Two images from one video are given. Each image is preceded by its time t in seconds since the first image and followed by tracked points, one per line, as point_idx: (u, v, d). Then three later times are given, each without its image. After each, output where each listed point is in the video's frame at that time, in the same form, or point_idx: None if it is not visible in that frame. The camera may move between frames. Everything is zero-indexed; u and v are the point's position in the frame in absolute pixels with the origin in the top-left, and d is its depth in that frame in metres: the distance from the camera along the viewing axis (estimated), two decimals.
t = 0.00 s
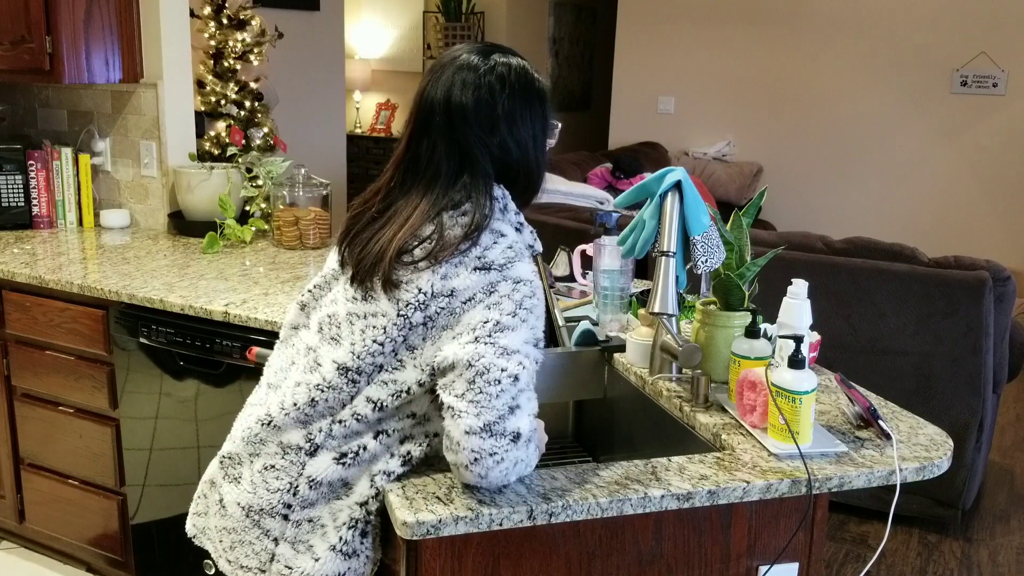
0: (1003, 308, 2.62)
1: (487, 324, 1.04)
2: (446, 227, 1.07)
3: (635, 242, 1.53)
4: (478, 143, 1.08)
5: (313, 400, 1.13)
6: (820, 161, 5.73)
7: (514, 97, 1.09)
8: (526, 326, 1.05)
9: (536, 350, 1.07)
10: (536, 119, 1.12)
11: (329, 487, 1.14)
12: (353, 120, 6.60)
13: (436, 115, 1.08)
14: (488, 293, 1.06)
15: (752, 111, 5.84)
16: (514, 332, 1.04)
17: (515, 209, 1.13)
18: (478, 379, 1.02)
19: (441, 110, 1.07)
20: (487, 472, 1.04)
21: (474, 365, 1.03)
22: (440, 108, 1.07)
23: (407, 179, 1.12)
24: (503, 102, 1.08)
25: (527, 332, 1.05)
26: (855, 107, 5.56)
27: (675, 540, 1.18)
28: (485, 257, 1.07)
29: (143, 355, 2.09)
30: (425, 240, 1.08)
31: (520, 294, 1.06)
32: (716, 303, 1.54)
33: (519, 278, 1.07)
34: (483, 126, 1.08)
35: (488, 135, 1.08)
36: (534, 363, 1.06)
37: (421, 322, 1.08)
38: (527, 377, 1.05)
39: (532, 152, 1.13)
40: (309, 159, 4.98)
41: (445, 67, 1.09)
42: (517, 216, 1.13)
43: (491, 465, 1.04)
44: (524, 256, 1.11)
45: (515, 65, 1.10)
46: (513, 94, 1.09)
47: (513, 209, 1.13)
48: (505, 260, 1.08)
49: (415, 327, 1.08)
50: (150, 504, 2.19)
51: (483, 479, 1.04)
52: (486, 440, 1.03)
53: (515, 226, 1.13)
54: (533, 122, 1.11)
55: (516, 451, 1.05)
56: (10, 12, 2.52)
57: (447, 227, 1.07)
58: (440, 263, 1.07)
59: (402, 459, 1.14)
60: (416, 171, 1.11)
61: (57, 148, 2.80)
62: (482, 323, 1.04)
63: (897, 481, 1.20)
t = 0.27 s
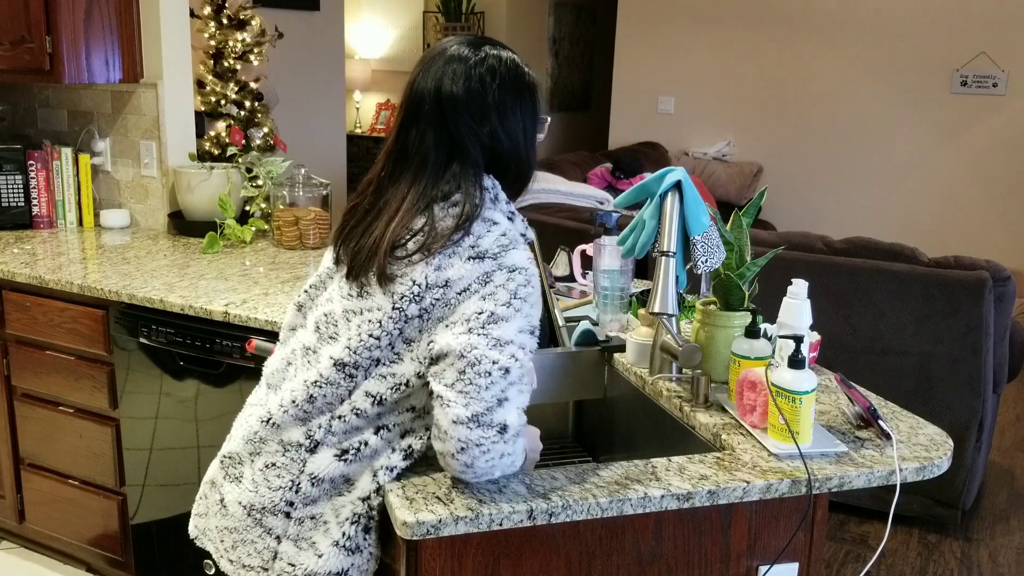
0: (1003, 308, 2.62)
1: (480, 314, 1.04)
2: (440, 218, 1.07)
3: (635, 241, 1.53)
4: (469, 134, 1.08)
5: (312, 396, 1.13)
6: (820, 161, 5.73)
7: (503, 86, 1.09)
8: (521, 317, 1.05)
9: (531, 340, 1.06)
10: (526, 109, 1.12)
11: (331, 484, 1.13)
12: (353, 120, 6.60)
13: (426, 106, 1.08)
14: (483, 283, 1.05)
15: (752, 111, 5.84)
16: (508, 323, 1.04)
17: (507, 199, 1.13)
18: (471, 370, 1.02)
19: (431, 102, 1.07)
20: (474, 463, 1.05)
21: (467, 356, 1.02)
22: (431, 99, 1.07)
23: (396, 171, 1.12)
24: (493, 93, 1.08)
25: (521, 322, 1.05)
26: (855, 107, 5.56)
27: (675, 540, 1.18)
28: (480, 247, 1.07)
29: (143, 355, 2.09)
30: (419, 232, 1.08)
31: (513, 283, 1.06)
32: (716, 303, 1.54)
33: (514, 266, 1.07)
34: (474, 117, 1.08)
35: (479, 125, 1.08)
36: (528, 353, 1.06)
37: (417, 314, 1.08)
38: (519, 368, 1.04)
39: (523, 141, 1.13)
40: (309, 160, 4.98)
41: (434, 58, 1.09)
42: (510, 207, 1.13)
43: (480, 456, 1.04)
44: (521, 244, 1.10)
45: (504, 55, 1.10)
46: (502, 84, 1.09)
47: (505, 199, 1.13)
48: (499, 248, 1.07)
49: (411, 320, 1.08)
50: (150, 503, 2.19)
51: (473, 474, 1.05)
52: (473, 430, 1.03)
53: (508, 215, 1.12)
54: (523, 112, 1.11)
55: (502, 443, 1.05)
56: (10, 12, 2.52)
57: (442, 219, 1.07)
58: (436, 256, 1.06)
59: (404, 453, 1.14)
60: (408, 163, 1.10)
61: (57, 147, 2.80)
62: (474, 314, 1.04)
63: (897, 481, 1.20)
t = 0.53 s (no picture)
0: (1003, 308, 2.63)
1: (483, 309, 1.05)
2: (444, 214, 1.08)
3: (635, 242, 1.53)
4: (471, 134, 1.08)
5: (317, 395, 1.13)
6: (820, 161, 5.73)
7: (505, 87, 1.09)
8: (522, 310, 1.07)
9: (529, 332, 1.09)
10: (527, 111, 1.12)
11: (339, 482, 1.14)
12: (353, 120, 6.60)
13: (428, 104, 1.07)
14: (488, 277, 1.07)
15: (752, 111, 5.84)
16: (509, 316, 1.06)
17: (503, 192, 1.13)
18: (474, 364, 1.04)
19: (434, 100, 1.07)
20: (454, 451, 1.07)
21: (470, 351, 1.04)
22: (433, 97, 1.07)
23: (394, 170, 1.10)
24: (494, 93, 1.08)
25: (521, 314, 1.07)
26: (855, 107, 5.56)
27: (675, 540, 1.18)
28: (484, 242, 1.08)
29: (143, 355, 2.09)
30: (423, 229, 1.08)
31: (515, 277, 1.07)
32: (715, 303, 1.54)
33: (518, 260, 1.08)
34: (477, 116, 1.08)
35: (480, 124, 1.08)
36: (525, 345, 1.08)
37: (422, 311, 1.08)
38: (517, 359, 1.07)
39: (522, 141, 1.13)
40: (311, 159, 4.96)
41: (435, 57, 1.08)
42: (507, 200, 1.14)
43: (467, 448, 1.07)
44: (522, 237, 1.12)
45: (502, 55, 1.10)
46: (504, 84, 1.09)
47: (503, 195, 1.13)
48: (502, 242, 1.09)
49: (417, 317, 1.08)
50: (150, 503, 2.19)
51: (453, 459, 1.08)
52: (461, 422, 1.05)
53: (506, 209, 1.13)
54: (523, 113, 1.12)
55: (489, 437, 1.07)
56: (9, 12, 2.51)
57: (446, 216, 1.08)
58: (441, 252, 1.07)
59: (413, 448, 1.14)
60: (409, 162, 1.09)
61: (57, 147, 2.80)
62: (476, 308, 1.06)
63: (897, 481, 1.20)
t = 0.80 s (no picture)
0: (1003, 308, 2.62)
1: (427, 291, 1.00)
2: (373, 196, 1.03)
3: (636, 242, 1.53)
4: (415, 111, 1.04)
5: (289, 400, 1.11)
6: (820, 161, 5.73)
7: (455, 63, 1.03)
8: (468, 281, 1.01)
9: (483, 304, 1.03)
10: (479, 89, 1.06)
11: (330, 483, 1.12)
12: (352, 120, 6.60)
13: (387, 82, 1.04)
14: (422, 255, 1.01)
15: (752, 110, 5.84)
16: (455, 292, 1.00)
17: (441, 164, 1.07)
18: (432, 348, 0.99)
19: (377, 79, 1.04)
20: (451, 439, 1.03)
21: (422, 337, 0.99)
22: (376, 75, 1.04)
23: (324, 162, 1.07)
24: (443, 66, 1.02)
25: (472, 285, 1.01)
26: (855, 107, 5.56)
27: (675, 540, 1.18)
28: (410, 217, 1.02)
29: (143, 355, 2.09)
30: (348, 212, 1.03)
31: (453, 251, 1.01)
32: (715, 303, 1.54)
33: (451, 232, 1.02)
34: (420, 91, 1.03)
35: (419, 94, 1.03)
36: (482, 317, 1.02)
37: (363, 296, 1.04)
38: (475, 335, 1.01)
39: (474, 120, 1.07)
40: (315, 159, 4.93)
41: (385, 37, 1.05)
42: (446, 173, 1.07)
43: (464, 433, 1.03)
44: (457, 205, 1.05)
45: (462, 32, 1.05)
46: (454, 60, 1.03)
47: (445, 170, 1.07)
48: (431, 214, 1.02)
49: (359, 304, 1.04)
50: (150, 503, 2.19)
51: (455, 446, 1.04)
52: (446, 414, 1.01)
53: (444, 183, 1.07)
54: (478, 92, 1.06)
55: (480, 416, 1.02)
56: (10, 12, 2.52)
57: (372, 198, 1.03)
58: (371, 234, 1.03)
59: (401, 441, 1.12)
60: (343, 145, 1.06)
61: (57, 147, 2.80)
62: (420, 290, 1.00)
63: (897, 481, 1.20)
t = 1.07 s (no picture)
0: (1003, 308, 2.63)
1: (339, 270, 1.00)
2: (263, 197, 1.05)
3: (635, 242, 1.52)
4: (299, 96, 1.05)
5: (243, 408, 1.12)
6: (820, 161, 5.73)
7: (335, 43, 1.03)
8: (377, 243, 1.00)
9: (403, 260, 1.02)
10: (367, 66, 1.04)
11: (308, 481, 1.13)
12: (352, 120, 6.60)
13: (278, 66, 1.05)
14: (319, 238, 1.01)
15: (751, 110, 5.84)
16: (367, 258, 1.00)
17: (332, 145, 1.08)
18: (369, 316, 1.00)
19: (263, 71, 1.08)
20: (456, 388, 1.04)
21: (357, 310, 1.00)
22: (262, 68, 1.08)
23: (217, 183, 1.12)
24: (326, 44, 1.03)
25: (383, 247, 1.01)
26: (855, 107, 5.56)
27: (675, 540, 1.18)
28: (297, 204, 1.03)
29: (143, 355, 2.09)
30: (244, 220, 1.06)
31: (351, 221, 1.01)
32: (716, 303, 1.53)
33: (343, 205, 1.02)
34: (299, 76, 1.04)
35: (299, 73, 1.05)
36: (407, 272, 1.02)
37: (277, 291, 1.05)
38: (409, 289, 1.01)
39: (365, 100, 1.06)
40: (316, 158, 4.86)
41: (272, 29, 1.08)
42: (339, 152, 1.08)
43: (462, 370, 1.04)
44: (342, 180, 1.05)
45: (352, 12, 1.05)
46: (332, 39, 1.03)
47: (339, 150, 1.08)
48: (316, 196, 1.02)
49: (273, 300, 1.06)
50: (150, 503, 2.19)
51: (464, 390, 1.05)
52: (428, 363, 1.03)
53: (338, 163, 1.08)
54: (367, 71, 1.04)
55: (453, 355, 1.03)
56: (10, 12, 2.51)
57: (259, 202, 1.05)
58: (265, 233, 1.04)
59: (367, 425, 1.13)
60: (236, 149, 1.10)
61: (57, 147, 2.80)
62: (332, 271, 1.00)
63: (897, 481, 1.20)
